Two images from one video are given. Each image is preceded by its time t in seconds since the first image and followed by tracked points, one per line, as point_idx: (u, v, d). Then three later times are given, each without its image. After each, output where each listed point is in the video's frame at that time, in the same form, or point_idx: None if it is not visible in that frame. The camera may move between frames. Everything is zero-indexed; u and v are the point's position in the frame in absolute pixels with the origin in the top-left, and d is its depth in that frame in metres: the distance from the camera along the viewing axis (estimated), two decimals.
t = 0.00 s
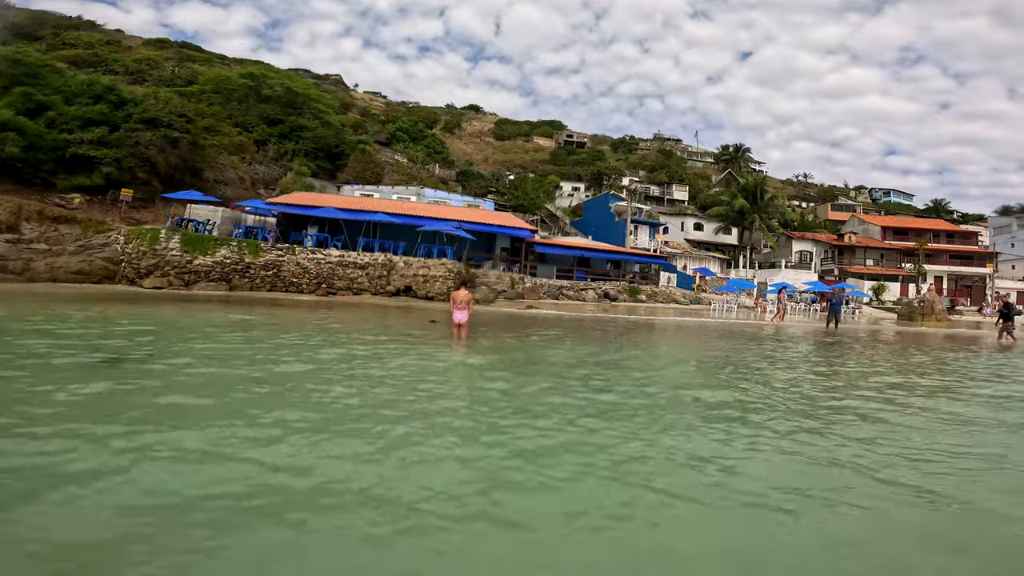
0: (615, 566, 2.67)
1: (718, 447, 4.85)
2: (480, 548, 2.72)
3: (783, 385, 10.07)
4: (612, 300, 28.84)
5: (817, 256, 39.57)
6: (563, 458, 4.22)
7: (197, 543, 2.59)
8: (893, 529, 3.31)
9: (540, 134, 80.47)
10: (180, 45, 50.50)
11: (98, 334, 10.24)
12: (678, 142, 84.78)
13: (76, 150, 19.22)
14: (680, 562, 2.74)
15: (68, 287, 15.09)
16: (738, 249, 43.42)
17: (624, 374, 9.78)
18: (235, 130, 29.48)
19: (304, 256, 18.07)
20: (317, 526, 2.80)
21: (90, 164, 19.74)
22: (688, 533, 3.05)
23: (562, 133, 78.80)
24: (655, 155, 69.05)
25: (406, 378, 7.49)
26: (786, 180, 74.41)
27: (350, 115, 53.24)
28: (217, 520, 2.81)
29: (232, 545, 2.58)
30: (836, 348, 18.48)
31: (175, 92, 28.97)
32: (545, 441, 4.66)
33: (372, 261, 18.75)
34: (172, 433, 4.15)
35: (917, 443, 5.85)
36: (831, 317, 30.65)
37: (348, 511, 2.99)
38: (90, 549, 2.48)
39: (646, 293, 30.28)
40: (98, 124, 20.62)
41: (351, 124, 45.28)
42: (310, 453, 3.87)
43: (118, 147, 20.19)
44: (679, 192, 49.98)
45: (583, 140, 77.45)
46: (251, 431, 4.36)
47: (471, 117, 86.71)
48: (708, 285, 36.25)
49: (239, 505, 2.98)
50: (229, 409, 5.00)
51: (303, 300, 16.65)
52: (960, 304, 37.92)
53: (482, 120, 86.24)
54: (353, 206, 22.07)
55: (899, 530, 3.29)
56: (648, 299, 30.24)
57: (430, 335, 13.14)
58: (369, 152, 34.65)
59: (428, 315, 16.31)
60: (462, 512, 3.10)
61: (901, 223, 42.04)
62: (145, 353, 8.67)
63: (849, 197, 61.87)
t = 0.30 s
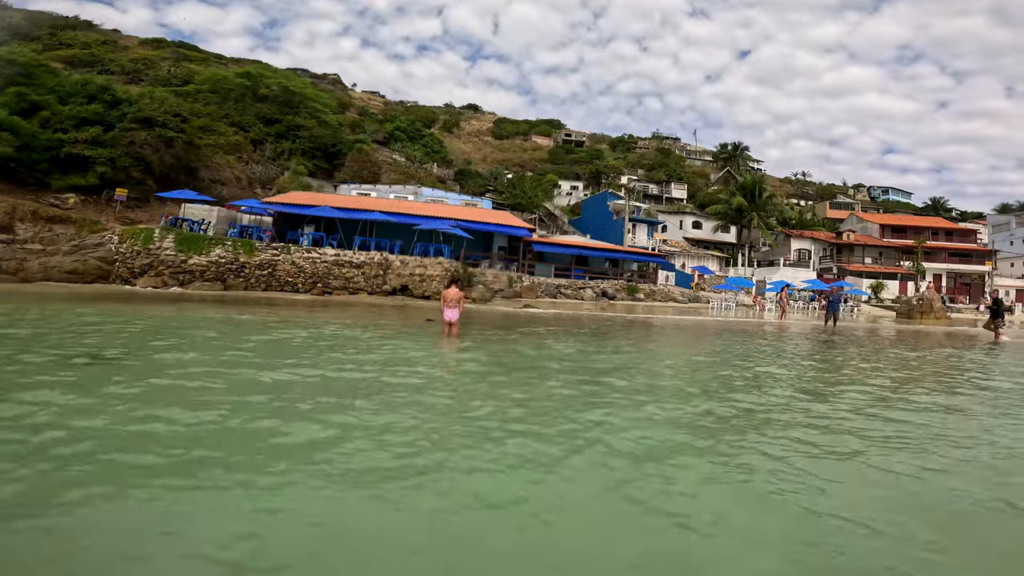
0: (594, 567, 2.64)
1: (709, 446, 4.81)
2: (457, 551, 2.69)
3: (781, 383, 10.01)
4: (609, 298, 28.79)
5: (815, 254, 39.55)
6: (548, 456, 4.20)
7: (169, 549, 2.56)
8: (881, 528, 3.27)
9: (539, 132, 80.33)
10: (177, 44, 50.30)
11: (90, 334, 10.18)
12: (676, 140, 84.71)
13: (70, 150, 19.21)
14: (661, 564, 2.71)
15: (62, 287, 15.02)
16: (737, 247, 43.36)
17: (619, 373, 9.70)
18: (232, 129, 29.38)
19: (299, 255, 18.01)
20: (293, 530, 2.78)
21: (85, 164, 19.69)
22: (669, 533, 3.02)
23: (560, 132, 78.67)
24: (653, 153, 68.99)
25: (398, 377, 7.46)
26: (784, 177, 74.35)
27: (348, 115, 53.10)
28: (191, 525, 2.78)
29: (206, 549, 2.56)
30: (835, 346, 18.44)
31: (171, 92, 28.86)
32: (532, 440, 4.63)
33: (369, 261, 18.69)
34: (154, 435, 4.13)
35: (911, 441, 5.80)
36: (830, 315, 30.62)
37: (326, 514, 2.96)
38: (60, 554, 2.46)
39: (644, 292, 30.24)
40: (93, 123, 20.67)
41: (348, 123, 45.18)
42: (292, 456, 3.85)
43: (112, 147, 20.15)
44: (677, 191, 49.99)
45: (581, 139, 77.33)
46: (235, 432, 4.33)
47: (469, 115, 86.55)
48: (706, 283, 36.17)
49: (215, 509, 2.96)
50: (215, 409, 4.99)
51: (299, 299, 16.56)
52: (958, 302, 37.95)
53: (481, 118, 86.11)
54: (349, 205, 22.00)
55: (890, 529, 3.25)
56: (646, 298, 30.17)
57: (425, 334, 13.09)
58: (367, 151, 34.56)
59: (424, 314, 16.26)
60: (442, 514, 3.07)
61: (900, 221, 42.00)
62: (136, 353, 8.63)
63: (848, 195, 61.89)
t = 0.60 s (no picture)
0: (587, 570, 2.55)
1: (704, 446, 4.74)
2: (443, 555, 2.61)
3: (781, 383, 9.92)
4: (608, 298, 28.71)
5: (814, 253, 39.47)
6: (538, 456, 4.13)
7: (142, 554, 2.47)
8: (879, 528, 3.20)
9: (538, 131, 80.27)
10: (175, 44, 50.19)
11: (82, 334, 10.12)
12: (675, 139, 84.67)
13: (65, 150, 19.18)
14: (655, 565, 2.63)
15: (57, 287, 14.96)
16: (736, 246, 43.29)
17: (615, 373, 9.63)
18: (229, 128, 29.30)
19: (295, 255, 17.96)
20: (273, 535, 2.69)
21: (81, 163, 19.64)
22: (663, 535, 2.94)
23: (559, 131, 78.61)
24: (652, 152, 68.89)
25: (390, 377, 7.41)
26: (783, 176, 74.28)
27: (346, 114, 53.01)
28: (168, 529, 2.70)
29: (185, 553, 2.49)
30: (834, 346, 18.34)
31: (168, 92, 28.79)
32: (525, 440, 4.54)
33: (365, 260, 18.62)
34: (136, 436, 4.04)
35: (909, 441, 5.72)
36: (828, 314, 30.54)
37: (310, 517, 2.88)
38: (37, 554, 2.42)
39: (643, 291, 30.17)
40: (88, 123, 20.65)
41: (347, 122, 45.13)
42: (278, 456, 3.76)
43: (108, 146, 20.11)
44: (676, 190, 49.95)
45: (581, 138, 77.25)
46: (219, 432, 4.24)
47: (468, 115, 86.48)
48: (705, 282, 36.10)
49: (193, 510, 2.89)
50: (203, 409, 4.94)
51: (294, 299, 16.50)
52: (958, 301, 37.87)
53: (480, 118, 86.04)
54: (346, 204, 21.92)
55: (897, 531, 3.15)
56: (644, 297, 30.12)
57: (421, 333, 13.01)
58: (365, 150, 34.49)
59: (421, 313, 16.18)
60: (428, 516, 2.98)
61: (899, 220, 41.93)
62: (126, 353, 8.56)
63: (847, 194, 61.84)
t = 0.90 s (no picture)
0: None
1: (697, 443, 4.70)
2: (426, 559, 2.50)
3: (779, 383, 9.84)
4: (606, 297, 28.67)
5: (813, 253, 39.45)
6: (528, 453, 4.09)
7: (120, 549, 2.44)
8: (870, 526, 3.16)
9: (537, 131, 80.24)
10: (173, 43, 50.11)
11: (76, 333, 10.10)
12: (675, 138, 84.63)
13: (62, 149, 19.16)
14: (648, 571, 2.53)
15: (52, 286, 14.92)
16: (735, 246, 43.24)
17: (611, 372, 9.58)
18: (227, 127, 29.24)
19: (292, 254, 17.93)
20: (249, 537, 2.59)
21: (77, 162, 19.62)
22: (657, 539, 2.83)
23: (558, 131, 78.60)
24: (652, 152, 68.81)
25: (384, 376, 7.38)
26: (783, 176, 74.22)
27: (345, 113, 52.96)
28: (148, 523, 2.67)
29: (155, 557, 2.38)
30: (832, 346, 18.28)
31: (166, 90, 28.73)
32: (515, 438, 4.48)
33: (362, 259, 18.60)
34: (115, 435, 3.95)
35: (906, 441, 5.66)
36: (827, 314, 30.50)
37: (289, 520, 2.78)
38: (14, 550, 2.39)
39: (641, 290, 30.16)
40: (85, 122, 20.63)
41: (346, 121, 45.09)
42: (259, 456, 3.66)
43: (105, 145, 20.10)
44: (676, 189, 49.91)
45: (580, 137, 77.17)
46: (201, 431, 4.14)
47: (468, 114, 86.41)
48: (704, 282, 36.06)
49: (175, 506, 2.86)
50: (192, 406, 4.91)
51: (291, 298, 16.46)
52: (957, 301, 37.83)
53: (479, 117, 85.97)
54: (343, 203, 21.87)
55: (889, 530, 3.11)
56: (643, 296, 30.11)
57: (417, 333, 12.97)
58: (364, 150, 34.44)
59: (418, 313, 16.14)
60: (414, 512, 2.95)
61: (898, 220, 41.90)
62: (118, 353, 8.51)
63: (846, 194, 61.84)
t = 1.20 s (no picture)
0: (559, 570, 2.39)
1: (681, 438, 4.71)
2: (404, 555, 2.45)
3: (774, 383, 9.80)
4: (604, 297, 28.66)
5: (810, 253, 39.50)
6: (510, 445, 4.12)
7: (93, 535, 2.45)
8: (843, 514, 3.18)
9: (536, 131, 80.24)
10: (172, 43, 50.07)
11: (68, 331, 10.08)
12: (674, 139, 84.65)
13: (58, 148, 19.16)
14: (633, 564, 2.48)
15: (47, 285, 14.92)
16: (733, 246, 43.26)
17: (603, 371, 9.60)
18: (225, 126, 29.22)
19: (288, 253, 17.94)
20: (223, 532, 2.54)
21: (74, 161, 19.63)
22: (639, 530, 2.80)
23: (557, 131, 78.61)
24: (650, 152, 68.88)
25: (374, 374, 7.39)
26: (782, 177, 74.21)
27: (344, 113, 52.97)
28: (124, 511, 2.69)
29: (121, 552, 2.33)
30: (828, 346, 18.29)
31: (163, 90, 28.67)
32: (499, 431, 4.50)
33: (358, 258, 18.60)
34: (93, 431, 3.91)
35: (891, 440, 5.65)
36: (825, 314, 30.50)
37: (266, 509, 2.78)
38: None
39: (639, 290, 30.16)
40: (81, 121, 20.64)
41: (344, 121, 45.08)
42: (239, 451, 3.61)
43: (101, 145, 20.11)
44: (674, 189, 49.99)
45: (579, 138, 77.16)
46: (182, 427, 4.10)
47: (466, 114, 86.41)
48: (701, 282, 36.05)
49: (151, 495, 2.87)
50: (178, 400, 4.92)
51: (287, 297, 16.46)
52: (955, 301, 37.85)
53: (478, 117, 85.96)
54: (339, 203, 21.86)
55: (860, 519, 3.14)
56: (640, 297, 30.10)
57: (412, 332, 12.97)
58: (362, 149, 34.42)
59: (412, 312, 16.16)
60: (392, 501, 2.97)
61: (896, 220, 41.93)
62: (109, 350, 8.50)
63: (844, 194, 61.92)
